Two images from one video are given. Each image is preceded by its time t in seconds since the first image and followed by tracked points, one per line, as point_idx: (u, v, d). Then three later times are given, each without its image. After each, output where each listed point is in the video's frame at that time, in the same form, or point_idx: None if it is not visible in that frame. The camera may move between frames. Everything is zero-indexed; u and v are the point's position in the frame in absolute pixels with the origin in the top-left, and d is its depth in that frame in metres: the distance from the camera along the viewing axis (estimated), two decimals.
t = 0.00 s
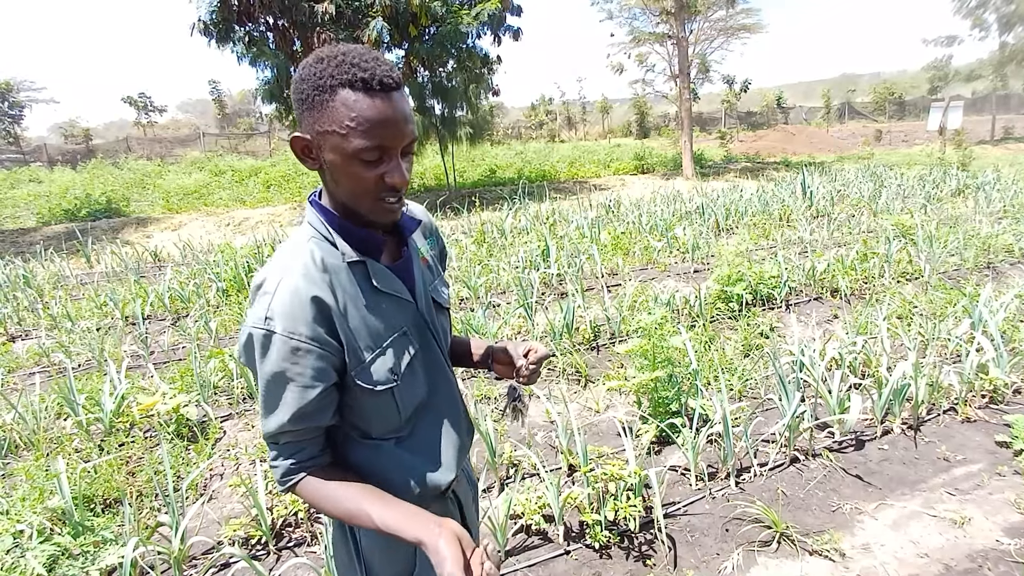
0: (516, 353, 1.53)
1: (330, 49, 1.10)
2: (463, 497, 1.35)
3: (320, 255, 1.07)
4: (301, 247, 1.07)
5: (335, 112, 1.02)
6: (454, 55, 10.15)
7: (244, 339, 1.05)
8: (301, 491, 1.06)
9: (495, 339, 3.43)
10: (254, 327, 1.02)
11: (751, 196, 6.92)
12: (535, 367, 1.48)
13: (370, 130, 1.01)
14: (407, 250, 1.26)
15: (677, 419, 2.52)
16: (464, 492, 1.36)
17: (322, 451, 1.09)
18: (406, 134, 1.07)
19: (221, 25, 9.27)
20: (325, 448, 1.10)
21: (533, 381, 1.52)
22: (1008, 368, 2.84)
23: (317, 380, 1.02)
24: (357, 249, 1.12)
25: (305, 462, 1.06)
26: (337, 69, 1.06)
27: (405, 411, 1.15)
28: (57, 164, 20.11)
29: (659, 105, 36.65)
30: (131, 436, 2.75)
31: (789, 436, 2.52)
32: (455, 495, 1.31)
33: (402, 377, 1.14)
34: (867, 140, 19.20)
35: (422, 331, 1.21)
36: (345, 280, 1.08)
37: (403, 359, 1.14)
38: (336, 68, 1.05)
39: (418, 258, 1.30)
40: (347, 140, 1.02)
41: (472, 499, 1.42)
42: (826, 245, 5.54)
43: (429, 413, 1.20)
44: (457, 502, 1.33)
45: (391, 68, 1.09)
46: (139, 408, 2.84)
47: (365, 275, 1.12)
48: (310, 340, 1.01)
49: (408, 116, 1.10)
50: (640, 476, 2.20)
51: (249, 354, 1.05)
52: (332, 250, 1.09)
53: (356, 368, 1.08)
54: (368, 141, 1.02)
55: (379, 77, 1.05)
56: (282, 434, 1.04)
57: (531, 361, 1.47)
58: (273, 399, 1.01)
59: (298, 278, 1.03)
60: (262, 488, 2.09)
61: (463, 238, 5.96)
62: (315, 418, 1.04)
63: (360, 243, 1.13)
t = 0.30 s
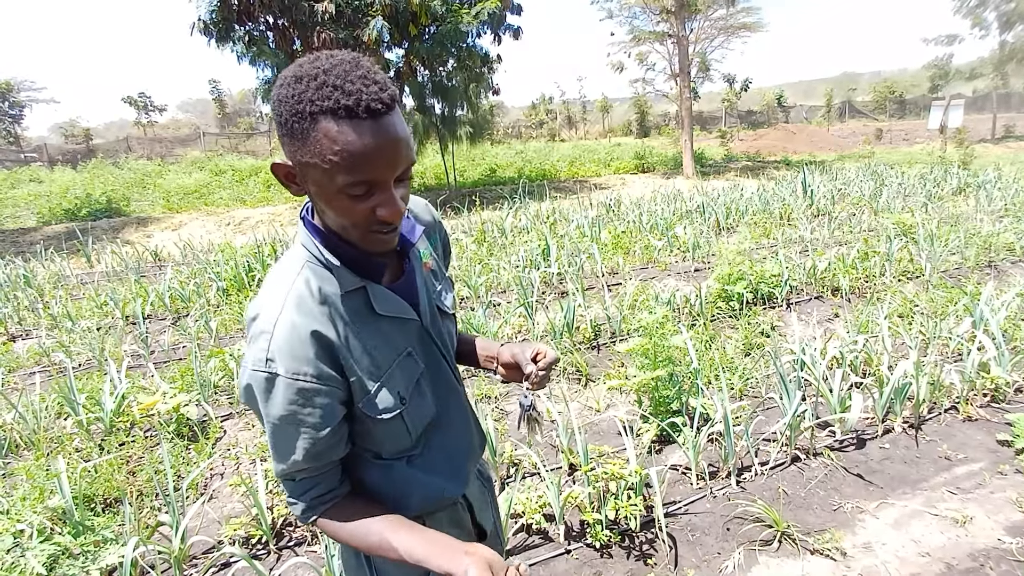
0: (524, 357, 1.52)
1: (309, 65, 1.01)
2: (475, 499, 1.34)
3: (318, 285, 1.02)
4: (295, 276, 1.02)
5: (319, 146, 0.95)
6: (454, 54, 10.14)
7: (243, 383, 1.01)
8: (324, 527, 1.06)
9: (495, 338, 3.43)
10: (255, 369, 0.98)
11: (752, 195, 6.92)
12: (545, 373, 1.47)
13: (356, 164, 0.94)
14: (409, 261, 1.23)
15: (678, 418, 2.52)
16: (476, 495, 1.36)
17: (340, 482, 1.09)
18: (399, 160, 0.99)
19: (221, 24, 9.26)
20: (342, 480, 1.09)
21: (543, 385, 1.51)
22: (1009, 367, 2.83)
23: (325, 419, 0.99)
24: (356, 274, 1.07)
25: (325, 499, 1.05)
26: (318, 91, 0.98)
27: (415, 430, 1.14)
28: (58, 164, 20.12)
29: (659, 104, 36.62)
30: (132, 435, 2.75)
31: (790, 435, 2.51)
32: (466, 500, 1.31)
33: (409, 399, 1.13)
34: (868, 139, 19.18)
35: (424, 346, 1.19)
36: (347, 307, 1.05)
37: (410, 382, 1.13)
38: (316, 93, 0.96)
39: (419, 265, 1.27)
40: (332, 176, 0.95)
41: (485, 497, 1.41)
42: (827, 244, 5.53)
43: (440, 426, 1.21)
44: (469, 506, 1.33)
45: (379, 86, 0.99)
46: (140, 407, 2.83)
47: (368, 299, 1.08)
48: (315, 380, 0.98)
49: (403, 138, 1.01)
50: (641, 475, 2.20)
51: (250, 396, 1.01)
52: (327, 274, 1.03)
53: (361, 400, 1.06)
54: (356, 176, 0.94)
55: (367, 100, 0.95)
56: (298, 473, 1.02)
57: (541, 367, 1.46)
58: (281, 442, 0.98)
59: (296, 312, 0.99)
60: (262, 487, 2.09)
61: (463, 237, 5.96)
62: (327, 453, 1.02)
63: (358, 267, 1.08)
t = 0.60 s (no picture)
0: (524, 362, 1.52)
1: (309, 67, 1.00)
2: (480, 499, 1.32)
3: (330, 288, 1.01)
4: (306, 280, 1.01)
5: (323, 150, 0.94)
6: (454, 51, 10.11)
7: (272, 403, 0.97)
8: (384, 559, 1.00)
9: (496, 336, 3.43)
10: (282, 383, 0.94)
11: (753, 192, 6.91)
12: (546, 379, 1.48)
13: (362, 168, 0.93)
14: (414, 270, 1.24)
15: (678, 415, 2.51)
16: (479, 495, 1.35)
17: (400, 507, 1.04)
18: (408, 164, 0.98)
19: (221, 21, 9.23)
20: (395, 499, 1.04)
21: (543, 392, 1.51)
22: (1011, 363, 2.83)
23: (359, 426, 0.95)
24: (367, 278, 1.09)
25: (378, 525, 1.00)
26: (320, 92, 0.97)
27: (425, 435, 1.14)
28: (57, 161, 20.09)
29: (659, 101, 36.56)
30: (132, 433, 2.74)
31: (791, 432, 2.51)
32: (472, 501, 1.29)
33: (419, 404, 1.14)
34: (869, 135, 19.13)
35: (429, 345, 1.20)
36: (359, 310, 1.05)
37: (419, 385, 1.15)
38: (318, 95, 0.95)
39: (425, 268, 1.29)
40: (338, 181, 0.95)
41: (490, 498, 1.39)
42: (828, 240, 5.52)
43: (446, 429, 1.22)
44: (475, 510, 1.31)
45: (385, 87, 0.98)
46: (140, 404, 2.83)
47: (377, 303, 1.09)
48: (343, 383, 0.95)
49: (410, 138, 1.00)
50: (642, 472, 2.19)
51: (280, 418, 0.97)
52: (338, 278, 1.03)
53: (382, 407, 1.04)
54: (365, 181, 0.94)
55: (371, 101, 0.94)
56: (343, 496, 0.96)
57: (541, 374, 1.47)
58: (320, 460, 0.93)
59: (313, 316, 0.96)
60: (263, 484, 2.08)
61: (463, 234, 5.95)
62: (369, 466, 0.97)
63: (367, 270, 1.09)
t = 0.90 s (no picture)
0: (547, 367, 1.53)
1: (366, 50, 0.99)
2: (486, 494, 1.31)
3: (362, 274, 1.00)
4: (339, 264, 1.01)
5: (381, 134, 0.93)
6: (447, 43, 10.03)
7: (295, 379, 0.98)
8: (386, 541, 1.01)
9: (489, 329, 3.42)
10: (307, 362, 0.95)
11: (745, 185, 6.92)
12: (569, 387, 1.49)
13: (423, 153, 0.92)
14: (446, 264, 1.22)
15: (671, 407, 2.52)
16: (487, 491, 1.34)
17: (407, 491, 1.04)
18: (462, 150, 0.97)
19: (210, 12, 9.12)
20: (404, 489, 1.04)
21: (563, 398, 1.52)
22: (999, 355, 2.85)
23: (376, 414, 0.95)
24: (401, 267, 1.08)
25: (385, 510, 1.00)
26: (379, 77, 0.96)
27: (439, 431, 1.14)
28: (44, 154, 19.85)
29: (653, 95, 36.50)
30: (121, 427, 2.72)
31: (782, 424, 2.52)
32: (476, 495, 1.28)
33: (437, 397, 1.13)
34: (861, 129, 19.18)
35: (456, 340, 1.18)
36: (389, 299, 1.04)
37: (439, 378, 1.14)
38: (377, 79, 0.94)
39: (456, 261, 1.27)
40: (396, 165, 0.93)
41: (498, 495, 1.37)
42: (820, 233, 5.53)
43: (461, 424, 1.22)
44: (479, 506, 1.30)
45: (442, 73, 0.97)
46: (129, 399, 2.80)
47: (408, 293, 1.07)
48: (365, 370, 0.95)
49: (466, 122, 0.99)
50: (634, 464, 2.20)
51: (302, 395, 0.98)
52: (372, 264, 1.02)
53: (401, 397, 1.04)
54: (421, 165, 0.92)
55: (430, 85, 0.94)
56: (355, 478, 0.97)
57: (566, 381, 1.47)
58: (336, 441, 0.94)
59: (341, 300, 0.97)
60: (254, 478, 2.07)
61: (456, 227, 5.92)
62: (382, 454, 0.97)
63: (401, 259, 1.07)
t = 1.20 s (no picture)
0: (605, 362, 1.47)
1: (452, 22, 0.98)
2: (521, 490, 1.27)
3: (417, 243, 1.00)
4: (397, 230, 1.00)
5: (455, 100, 0.92)
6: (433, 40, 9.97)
7: (340, 328, 1.00)
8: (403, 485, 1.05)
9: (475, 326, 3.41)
10: (352, 315, 0.96)
11: (730, 182, 6.97)
12: (626, 381, 1.43)
13: (494, 120, 0.91)
14: (503, 248, 1.19)
15: (656, 403, 2.53)
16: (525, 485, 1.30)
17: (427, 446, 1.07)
18: (529, 121, 0.96)
19: (191, 5, 8.98)
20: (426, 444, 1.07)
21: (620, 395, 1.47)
22: (977, 350, 2.89)
23: (408, 373, 0.97)
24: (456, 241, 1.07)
25: (407, 460, 1.03)
26: (458, 48, 0.96)
27: (473, 413, 1.11)
28: (21, 150, 19.46)
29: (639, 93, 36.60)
30: (99, 428, 2.68)
31: (766, 419, 2.53)
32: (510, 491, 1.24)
33: (477, 378, 1.10)
34: (844, 128, 19.39)
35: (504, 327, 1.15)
36: (440, 271, 1.03)
37: (483, 357, 1.12)
38: (458, 47, 0.94)
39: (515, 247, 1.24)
40: (466, 129, 0.92)
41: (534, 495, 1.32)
42: (803, 230, 5.59)
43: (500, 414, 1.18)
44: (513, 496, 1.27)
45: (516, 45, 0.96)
46: (108, 399, 2.76)
47: (459, 268, 1.06)
48: (403, 331, 0.96)
49: (534, 99, 0.98)
50: (619, 460, 2.21)
51: (345, 345, 1.00)
52: (428, 238, 1.02)
53: (437, 366, 1.04)
54: (491, 131, 0.92)
55: (506, 58, 0.93)
56: (383, 426, 1.00)
57: (624, 376, 1.42)
58: (369, 391, 0.97)
59: (392, 265, 0.97)
60: (236, 478, 2.05)
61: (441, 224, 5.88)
62: (409, 411, 0.99)
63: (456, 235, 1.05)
